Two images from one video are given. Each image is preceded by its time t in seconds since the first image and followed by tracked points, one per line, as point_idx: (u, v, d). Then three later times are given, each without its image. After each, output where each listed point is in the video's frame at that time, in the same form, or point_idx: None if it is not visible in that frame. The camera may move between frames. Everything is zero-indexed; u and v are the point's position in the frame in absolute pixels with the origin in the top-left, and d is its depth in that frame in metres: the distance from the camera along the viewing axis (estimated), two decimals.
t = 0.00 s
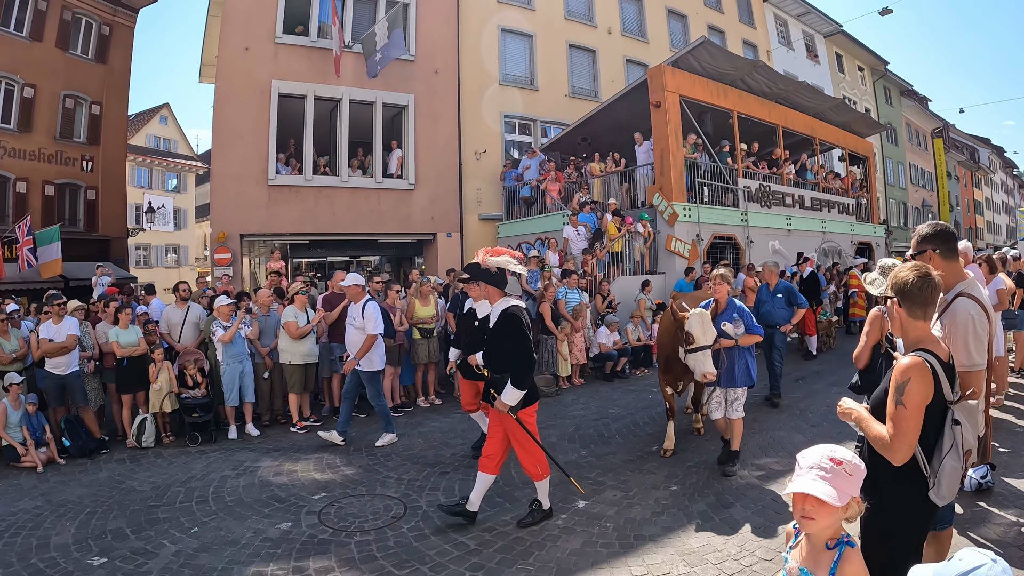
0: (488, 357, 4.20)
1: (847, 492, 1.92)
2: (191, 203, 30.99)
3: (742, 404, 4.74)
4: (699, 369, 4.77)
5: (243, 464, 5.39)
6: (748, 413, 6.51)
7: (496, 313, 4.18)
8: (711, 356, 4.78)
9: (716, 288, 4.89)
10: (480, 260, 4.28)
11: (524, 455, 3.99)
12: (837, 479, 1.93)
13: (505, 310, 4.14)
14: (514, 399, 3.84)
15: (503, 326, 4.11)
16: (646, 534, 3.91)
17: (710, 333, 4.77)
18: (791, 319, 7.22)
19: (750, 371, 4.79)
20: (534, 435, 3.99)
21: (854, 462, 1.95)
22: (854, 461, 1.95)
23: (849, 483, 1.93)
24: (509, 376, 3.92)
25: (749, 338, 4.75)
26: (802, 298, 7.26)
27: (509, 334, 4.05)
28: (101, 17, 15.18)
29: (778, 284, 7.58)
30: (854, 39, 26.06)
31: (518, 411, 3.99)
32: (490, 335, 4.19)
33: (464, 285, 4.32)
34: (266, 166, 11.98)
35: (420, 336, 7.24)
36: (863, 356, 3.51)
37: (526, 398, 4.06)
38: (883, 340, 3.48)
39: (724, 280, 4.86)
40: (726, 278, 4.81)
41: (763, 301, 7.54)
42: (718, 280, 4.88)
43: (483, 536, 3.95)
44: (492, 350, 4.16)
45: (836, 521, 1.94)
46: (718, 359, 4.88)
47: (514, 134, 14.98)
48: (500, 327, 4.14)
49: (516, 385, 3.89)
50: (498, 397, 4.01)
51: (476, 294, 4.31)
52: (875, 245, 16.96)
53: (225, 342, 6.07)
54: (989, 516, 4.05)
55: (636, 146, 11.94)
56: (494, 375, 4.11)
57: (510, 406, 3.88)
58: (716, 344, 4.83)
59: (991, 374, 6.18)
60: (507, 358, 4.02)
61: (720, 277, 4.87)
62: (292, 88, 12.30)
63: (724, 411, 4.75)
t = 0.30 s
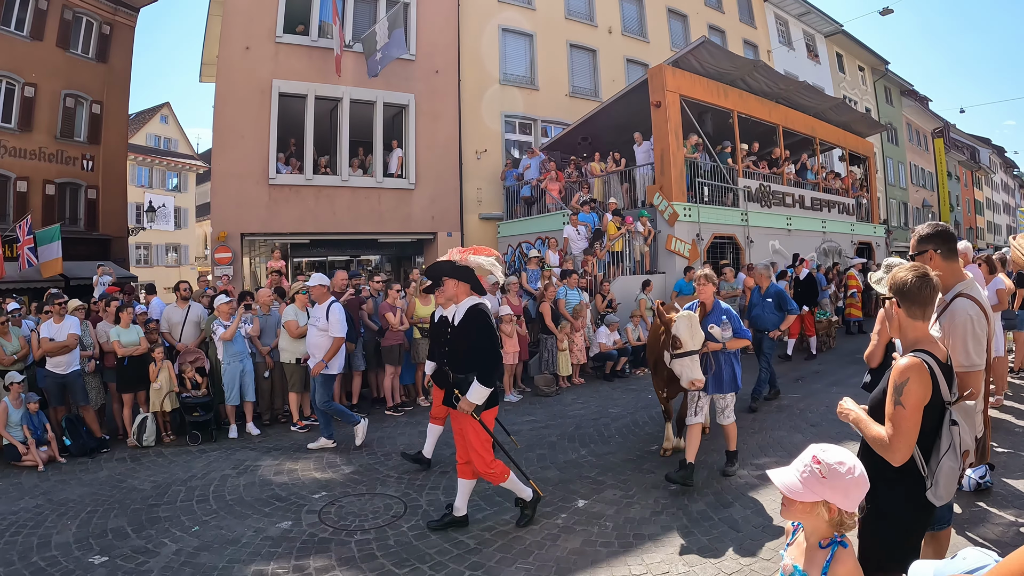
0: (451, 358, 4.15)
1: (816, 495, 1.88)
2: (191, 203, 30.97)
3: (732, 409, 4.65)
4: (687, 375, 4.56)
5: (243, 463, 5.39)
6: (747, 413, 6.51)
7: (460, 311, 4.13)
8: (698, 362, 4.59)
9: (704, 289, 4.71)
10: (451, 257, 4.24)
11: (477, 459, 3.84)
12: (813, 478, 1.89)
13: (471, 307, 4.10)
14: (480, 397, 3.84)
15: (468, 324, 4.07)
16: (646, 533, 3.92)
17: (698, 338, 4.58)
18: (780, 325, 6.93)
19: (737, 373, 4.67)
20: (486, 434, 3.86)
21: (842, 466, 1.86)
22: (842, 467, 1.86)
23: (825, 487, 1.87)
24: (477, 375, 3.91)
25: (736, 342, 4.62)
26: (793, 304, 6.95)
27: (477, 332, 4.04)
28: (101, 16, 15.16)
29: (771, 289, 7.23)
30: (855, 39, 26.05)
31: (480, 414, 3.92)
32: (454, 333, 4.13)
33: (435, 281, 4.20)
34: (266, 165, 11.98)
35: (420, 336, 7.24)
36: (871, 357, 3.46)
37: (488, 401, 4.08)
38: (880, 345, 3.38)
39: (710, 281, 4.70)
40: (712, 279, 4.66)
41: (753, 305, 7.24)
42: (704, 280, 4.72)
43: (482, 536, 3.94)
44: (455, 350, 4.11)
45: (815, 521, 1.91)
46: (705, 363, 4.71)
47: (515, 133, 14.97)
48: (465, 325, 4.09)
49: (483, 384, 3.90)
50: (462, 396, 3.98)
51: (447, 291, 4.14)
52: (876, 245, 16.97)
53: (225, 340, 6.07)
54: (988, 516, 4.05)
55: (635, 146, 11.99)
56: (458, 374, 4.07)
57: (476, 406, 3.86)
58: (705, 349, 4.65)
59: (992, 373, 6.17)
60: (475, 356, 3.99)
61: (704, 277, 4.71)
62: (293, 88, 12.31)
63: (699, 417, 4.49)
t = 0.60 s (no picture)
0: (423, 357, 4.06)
1: (789, 489, 1.85)
2: (192, 203, 30.98)
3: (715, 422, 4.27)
4: (664, 379, 4.21)
5: (243, 463, 5.39)
6: (748, 414, 6.51)
7: (436, 309, 4.05)
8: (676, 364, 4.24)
9: (691, 289, 4.38)
10: (433, 254, 4.26)
11: (427, 458, 3.73)
12: (793, 474, 1.85)
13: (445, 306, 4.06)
14: (461, 395, 3.79)
15: (444, 322, 4.05)
16: (646, 533, 3.92)
17: (675, 340, 4.29)
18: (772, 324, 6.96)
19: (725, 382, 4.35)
20: (446, 432, 3.74)
21: (817, 467, 1.77)
22: (821, 470, 1.76)
23: (799, 484, 1.82)
24: (456, 371, 3.92)
25: (726, 348, 4.32)
26: (784, 303, 6.94)
27: (451, 331, 4.02)
28: (102, 15, 15.17)
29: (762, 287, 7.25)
30: (855, 39, 26.05)
31: (452, 415, 3.83)
32: (428, 334, 4.07)
33: (411, 277, 4.14)
34: (267, 165, 11.99)
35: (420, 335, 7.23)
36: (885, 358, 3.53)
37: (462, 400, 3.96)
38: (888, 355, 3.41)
39: (698, 281, 4.37)
40: (699, 279, 4.30)
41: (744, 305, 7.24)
42: (692, 279, 4.37)
43: (481, 536, 3.95)
44: (428, 351, 4.05)
45: (799, 516, 1.86)
46: (690, 370, 4.38)
47: (515, 133, 14.97)
48: (440, 323, 4.06)
49: (464, 381, 3.86)
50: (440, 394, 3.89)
51: (423, 289, 4.10)
52: (876, 246, 16.98)
53: (224, 339, 6.08)
54: (988, 516, 4.05)
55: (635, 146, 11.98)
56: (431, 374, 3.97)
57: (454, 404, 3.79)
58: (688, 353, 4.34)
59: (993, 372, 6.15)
60: (451, 355, 3.97)
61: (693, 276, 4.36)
62: (293, 87, 12.32)
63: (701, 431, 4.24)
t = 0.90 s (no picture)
0: (395, 369, 3.80)
1: (794, 485, 1.89)
2: (193, 202, 31.00)
3: (708, 441, 3.84)
4: (632, 382, 4.07)
5: (244, 462, 5.39)
6: (749, 413, 6.50)
7: (411, 321, 3.75)
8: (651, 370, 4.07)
9: (683, 295, 4.05)
10: (412, 260, 3.92)
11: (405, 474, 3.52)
12: (796, 470, 1.88)
13: (421, 317, 3.76)
14: (437, 409, 3.56)
15: (419, 334, 3.73)
16: (647, 533, 3.92)
17: (652, 343, 4.11)
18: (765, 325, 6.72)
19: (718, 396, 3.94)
20: (423, 446, 3.53)
21: (815, 465, 1.79)
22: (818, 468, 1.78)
23: (802, 481, 1.85)
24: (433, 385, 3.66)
25: (717, 359, 3.90)
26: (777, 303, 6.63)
27: (426, 342, 3.72)
28: (103, 15, 15.18)
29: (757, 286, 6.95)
30: (856, 39, 26.05)
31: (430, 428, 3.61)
32: (401, 345, 3.77)
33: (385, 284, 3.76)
34: (267, 164, 11.98)
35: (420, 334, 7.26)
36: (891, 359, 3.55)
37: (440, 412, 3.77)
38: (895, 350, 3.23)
39: (695, 284, 4.01)
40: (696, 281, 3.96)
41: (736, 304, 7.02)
42: (687, 282, 4.03)
43: (482, 535, 3.95)
44: (400, 362, 3.78)
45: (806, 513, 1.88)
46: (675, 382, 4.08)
47: (516, 132, 14.96)
48: (415, 335, 3.74)
49: (441, 395, 3.63)
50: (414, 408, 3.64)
51: (396, 299, 3.75)
52: (877, 245, 16.97)
53: (224, 339, 6.07)
54: (989, 517, 4.04)
55: (635, 146, 11.96)
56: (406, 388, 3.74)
57: (431, 418, 3.55)
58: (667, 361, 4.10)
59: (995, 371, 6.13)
60: (425, 369, 3.71)
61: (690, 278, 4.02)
62: (294, 87, 12.31)
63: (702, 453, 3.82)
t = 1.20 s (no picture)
0: (362, 367, 3.64)
1: (815, 487, 1.88)
2: (195, 199, 31.03)
3: (710, 453, 3.59)
4: (616, 393, 4.10)
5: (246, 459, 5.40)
6: (751, 411, 6.49)
7: (382, 318, 3.60)
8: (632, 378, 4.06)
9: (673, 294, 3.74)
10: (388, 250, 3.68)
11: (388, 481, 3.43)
12: (816, 472, 1.87)
13: (395, 313, 3.63)
14: (410, 412, 3.42)
15: (391, 331, 3.60)
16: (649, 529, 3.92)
17: (639, 350, 4.06)
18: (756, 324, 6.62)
19: (718, 404, 3.62)
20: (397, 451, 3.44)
21: (834, 466, 1.79)
22: (836, 469, 1.78)
23: (822, 483, 1.84)
24: (405, 386, 3.52)
25: (711, 365, 3.56)
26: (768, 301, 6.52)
27: (399, 341, 3.58)
28: (105, 13, 15.19)
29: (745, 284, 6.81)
30: (859, 35, 25.99)
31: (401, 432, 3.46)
32: (370, 341, 3.61)
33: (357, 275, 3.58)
34: (270, 161, 11.99)
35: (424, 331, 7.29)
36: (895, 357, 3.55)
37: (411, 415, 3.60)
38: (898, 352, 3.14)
39: (686, 282, 3.69)
40: (686, 278, 3.64)
41: (725, 304, 6.86)
42: (677, 280, 3.72)
43: (484, 532, 3.95)
44: (369, 359, 3.61)
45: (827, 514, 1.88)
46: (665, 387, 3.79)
47: (518, 129, 14.95)
48: (388, 332, 3.60)
49: (414, 396, 3.48)
50: (384, 409, 3.47)
51: (366, 291, 3.58)
52: (880, 242, 16.94)
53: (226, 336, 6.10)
54: (991, 514, 4.03)
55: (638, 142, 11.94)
56: (374, 389, 3.56)
57: (402, 421, 3.41)
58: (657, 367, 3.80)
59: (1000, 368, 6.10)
60: (394, 369, 3.56)
61: (680, 276, 3.70)
62: (296, 84, 12.31)
63: (671, 460, 3.61)
